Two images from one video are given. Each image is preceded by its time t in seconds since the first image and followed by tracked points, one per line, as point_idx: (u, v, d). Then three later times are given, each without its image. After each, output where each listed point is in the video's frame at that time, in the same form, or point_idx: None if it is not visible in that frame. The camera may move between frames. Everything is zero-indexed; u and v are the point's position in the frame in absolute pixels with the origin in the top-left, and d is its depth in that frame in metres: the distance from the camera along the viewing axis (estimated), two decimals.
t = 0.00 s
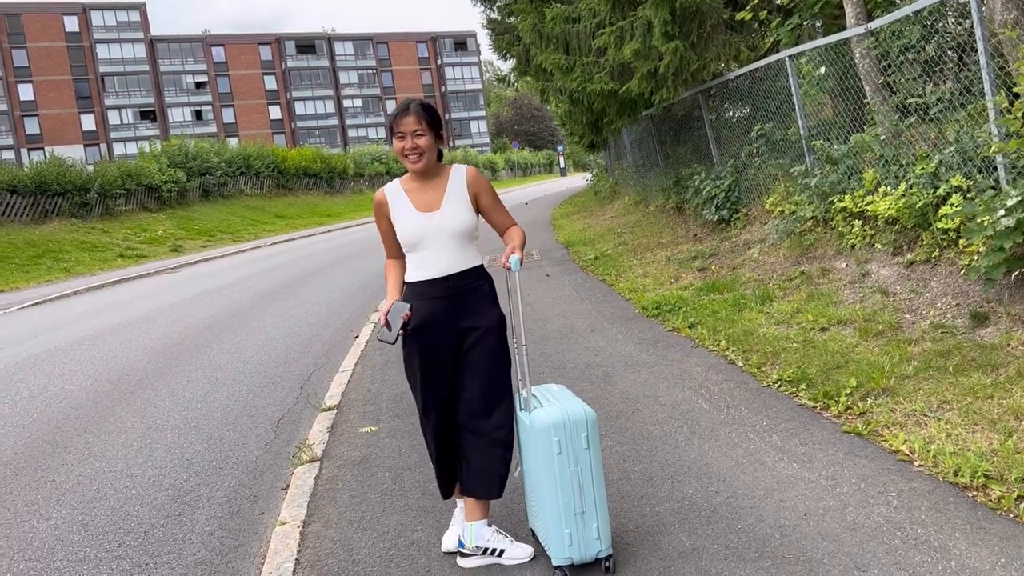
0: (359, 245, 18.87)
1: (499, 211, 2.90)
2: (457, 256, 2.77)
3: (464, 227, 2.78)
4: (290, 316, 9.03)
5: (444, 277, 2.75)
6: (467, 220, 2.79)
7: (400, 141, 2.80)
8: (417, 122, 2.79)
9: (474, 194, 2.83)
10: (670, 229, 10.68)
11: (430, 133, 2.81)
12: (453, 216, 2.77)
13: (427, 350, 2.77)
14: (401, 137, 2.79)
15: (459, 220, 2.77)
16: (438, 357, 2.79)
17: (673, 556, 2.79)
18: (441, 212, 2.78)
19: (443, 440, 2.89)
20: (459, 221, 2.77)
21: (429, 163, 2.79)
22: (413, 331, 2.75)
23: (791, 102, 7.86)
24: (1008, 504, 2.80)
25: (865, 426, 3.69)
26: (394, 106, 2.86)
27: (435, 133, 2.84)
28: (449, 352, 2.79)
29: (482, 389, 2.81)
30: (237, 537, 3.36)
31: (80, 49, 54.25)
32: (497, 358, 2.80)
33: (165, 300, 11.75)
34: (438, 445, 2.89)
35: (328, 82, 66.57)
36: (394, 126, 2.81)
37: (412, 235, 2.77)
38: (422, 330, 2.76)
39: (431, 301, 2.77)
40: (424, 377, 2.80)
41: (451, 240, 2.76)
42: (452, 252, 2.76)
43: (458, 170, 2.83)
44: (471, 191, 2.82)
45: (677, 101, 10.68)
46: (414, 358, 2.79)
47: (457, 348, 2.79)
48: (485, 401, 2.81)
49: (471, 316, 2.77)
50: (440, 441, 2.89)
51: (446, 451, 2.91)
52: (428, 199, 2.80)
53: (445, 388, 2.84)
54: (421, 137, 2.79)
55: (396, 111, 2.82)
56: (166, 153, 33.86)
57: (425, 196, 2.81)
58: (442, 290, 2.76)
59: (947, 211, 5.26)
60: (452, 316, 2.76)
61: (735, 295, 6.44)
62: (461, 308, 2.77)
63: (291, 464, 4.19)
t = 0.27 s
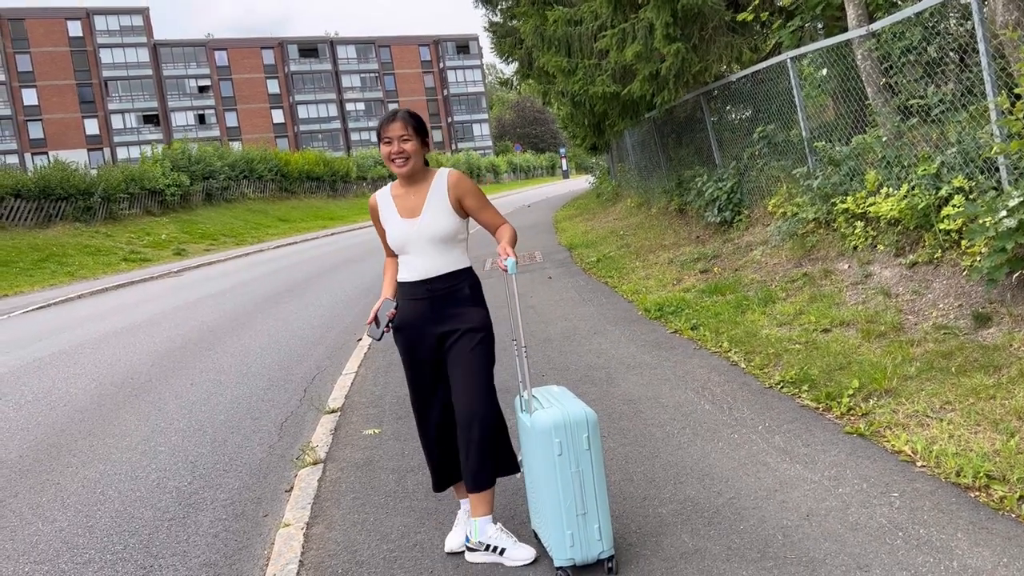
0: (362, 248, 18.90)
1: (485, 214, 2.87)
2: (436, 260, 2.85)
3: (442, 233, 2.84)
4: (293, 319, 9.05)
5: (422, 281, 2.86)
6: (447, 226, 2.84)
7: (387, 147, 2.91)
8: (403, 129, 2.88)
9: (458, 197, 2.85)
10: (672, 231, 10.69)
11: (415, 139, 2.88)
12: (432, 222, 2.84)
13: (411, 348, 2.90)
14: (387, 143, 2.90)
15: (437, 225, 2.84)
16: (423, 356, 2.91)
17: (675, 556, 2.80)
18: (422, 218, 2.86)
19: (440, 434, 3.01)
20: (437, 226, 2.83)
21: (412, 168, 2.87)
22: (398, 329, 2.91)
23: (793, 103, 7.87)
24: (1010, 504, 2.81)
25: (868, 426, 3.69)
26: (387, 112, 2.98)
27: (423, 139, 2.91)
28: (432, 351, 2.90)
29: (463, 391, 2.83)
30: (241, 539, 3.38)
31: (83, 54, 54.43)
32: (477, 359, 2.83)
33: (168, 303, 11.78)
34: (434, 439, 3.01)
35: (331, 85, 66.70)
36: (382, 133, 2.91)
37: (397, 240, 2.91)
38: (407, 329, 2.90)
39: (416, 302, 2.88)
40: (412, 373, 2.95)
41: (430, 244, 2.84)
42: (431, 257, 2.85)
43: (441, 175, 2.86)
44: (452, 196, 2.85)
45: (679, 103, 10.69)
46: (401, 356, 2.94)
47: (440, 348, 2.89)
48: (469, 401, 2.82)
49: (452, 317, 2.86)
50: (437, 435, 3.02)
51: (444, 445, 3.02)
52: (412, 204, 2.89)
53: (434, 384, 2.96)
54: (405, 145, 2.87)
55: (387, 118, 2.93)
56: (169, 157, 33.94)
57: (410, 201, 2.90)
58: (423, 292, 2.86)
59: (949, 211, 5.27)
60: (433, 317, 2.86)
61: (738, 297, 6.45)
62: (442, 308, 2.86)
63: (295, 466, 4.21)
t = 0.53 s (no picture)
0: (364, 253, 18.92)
1: (475, 217, 2.87)
2: (427, 266, 2.86)
3: (431, 238, 2.85)
4: (294, 323, 9.06)
5: (413, 286, 2.87)
6: (436, 231, 2.85)
7: (377, 156, 2.94)
8: (393, 137, 2.92)
9: (446, 202, 2.85)
10: (673, 235, 10.70)
11: (404, 147, 2.91)
12: (421, 227, 2.85)
13: (402, 351, 2.93)
14: (377, 152, 2.94)
15: (426, 231, 2.85)
16: (414, 359, 2.93)
17: (672, 561, 2.81)
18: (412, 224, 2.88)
19: (434, 434, 3.04)
20: (426, 232, 2.85)
21: (401, 176, 2.90)
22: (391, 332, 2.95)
23: (793, 107, 7.88)
24: (1007, 508, 2.81)
25: (866, 431, 3.70)
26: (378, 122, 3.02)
27: (412, 146, 2.94)
28: (423, 354, 2.92)
29: (448, 394, 2.86)
30: (240, 545, 3.39)
31: (85, 60, 54.60)
32: (462, 365, 2.83)
33: (170, 308, 11.81)
34: (427, 438, 3.05)
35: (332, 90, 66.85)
36: (373, 142, 2.95)
37: (390, 246, 2.94)
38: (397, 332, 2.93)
39: (407, 306, 2.90)
40: (404, 374, 2.98)
41: (419, 251, 2.86)
42: (422, 263, 2.86)
43: (429, 181, 2.88)
44: (440, 202, 2.85)
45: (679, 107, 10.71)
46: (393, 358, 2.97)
47: (430, 352, 2.90)
48: (453, 404, 2.86)
49: (440, 322, 2.86)
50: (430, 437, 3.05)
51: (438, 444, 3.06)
52: (403, 211, 2.91)
53: (425, 386, 2.98)
54: (395, 152, 2.90)
55: (378, 127, 2.97)
56: (172, 162, 34.02)
57: (401, 208, 2.93)
58: (414, 297, 2.88)
59: (948, 215, 5.27)
60: (421, 323, 2.87)
61: (737, 301, 6.45)
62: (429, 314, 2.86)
63: (294, 471, 4.22)
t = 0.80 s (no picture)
0: (364, 258, 18.94)
1: (472, 224, 2.87)
2: (425, 273, 2.87)
3: (428, 246, 2.86)
4: (294, 329, 9.07)
5: (410, 293, 2.89)
6: (433, 239, 2.86)
7: (377, 164, 2.97)
8: (391, 146, 2.94)
9: (442, 210, 2.85)
10: (673, 240, 10.71)
11: (402, 155, 2.93)
12: (417, 235, 2.86)
13: (400, 357, 2.95)
14: (377, 159, 2.97)
15: (423, 239, 2.86)
16: (410, 365, 2.95)
17: (672, 566, 2.81)
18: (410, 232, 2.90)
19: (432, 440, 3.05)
20: (422, 240, 2.86)
21: (399, 183, 2.92)
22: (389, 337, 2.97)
23: (792, 112, 7.90)
24: (1006, 512, 2.82)
25: (865, 435, 3.71)
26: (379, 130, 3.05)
27: (412, 154, 2.95)
28: (419, 360, 2.94)
29: (443, 401, 2.88)
30: (240, 551, 3.40)
31: (86, 66, 54.74)
32: (457, 373, 2.84)
33: (170, 314, 11.82)
34: (426, 445, 3.06)
35: (333, 96, 66.96)
36: (372, 150, 2.98)
37: (390, 253, 2.96)
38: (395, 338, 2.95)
39: (404, 312, 2.92)
40: (402, 380, 3.00)
41: (417, 258, 2.87)
42: (419, 270, 2.88)
43: (427, 189, 2.89)
44: (437, 209, 2.86)
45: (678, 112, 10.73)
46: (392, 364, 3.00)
47: (426, 358, 2.92)
48: (448, 411, 2.87)
49: (436, 330, 2.87)
50: (427, 443, 3.05)
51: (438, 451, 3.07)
52: (402, 218, 2.93)
53: (423, 393, 3.00)
54: (393, 160, 2.93)
55: (379, 136, 3.00)
56: (172, 168, 34.08)
57: (400, 215, 2.95)
58: (411, 304, 2.90)
59: (946, 220, 5.28)
60: (417, 329, 2.89)
61: (737, 305, 6.46)
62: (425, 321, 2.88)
63: (294, 477, 4.22)
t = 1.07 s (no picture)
0: (364, 263, 18.95)
1: (475, 231, 2.88)
2: (427, 277, 2.88)
3: (430, 251, 2.86)
4: (294, 334, 9.07)
5: (412, 297, 2.90)
6: (435, 243, 2.87)
7: (382, 168, 2.98)
8: (396, 150, 2.96)
9: (445, 215, 2.87)
10: (672, 244, 10.73)
11: (407, 160, 2.95)
12: (419, 239, 2.87)
13: (400, 360, 2.97)
14: (381, 163, 2.98)
15: (426, 243, 2.87)
16: (411, 368, 2.96)
17: (673, 569, 2.81)
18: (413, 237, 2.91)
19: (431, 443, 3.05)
20: (424, 244, 2.87)
21: (403, 188, 2.93)
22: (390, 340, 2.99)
23: (791, 116, 7.92)
24: (1006, 514, 2.83)
25: (865, 438, 3.72)
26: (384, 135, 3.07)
27: (416, 159, 2.97)
28: (420, 363, 2.95)
29: (444, 405, 2.89)
30: (242, 555, 3.40)
31: (86, 72, 54.80)
32: (457, 377, 2.85)
33: (171, 319, 11.83)
34: (426, 449, 3.06)
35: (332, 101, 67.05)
36: (377, 154, 3.00)
37: (392, 257, 2.98)
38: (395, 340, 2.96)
39: (404, 316, 2.93)
40: (403, 383, 3.01)
41: (419, 262, 2.88)
42: (421, 274, 2.89)
43: (431, 194, 2.90)
44: (441, 215, 2.87)
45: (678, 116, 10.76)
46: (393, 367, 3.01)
47: (426, 362, 2.93)
48: (448, 415, 2.89)
49: (436, 334, 2.88)
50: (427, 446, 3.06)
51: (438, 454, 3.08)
52: (405, 223, 2.95)
53: (424, 396, 3.01)
54: (398, 165, 2.94)
55: (385, 141, 3.02)
56: (172, 173, 34.10)
57: (404, 220, 2.96)
58: (412, 308, 2.90)
59: (945, 223, 5.30)
60: (417, 334, 2.90)
61: (737, 309, 6.47)
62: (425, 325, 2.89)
63: (295, 481, 4.23)
